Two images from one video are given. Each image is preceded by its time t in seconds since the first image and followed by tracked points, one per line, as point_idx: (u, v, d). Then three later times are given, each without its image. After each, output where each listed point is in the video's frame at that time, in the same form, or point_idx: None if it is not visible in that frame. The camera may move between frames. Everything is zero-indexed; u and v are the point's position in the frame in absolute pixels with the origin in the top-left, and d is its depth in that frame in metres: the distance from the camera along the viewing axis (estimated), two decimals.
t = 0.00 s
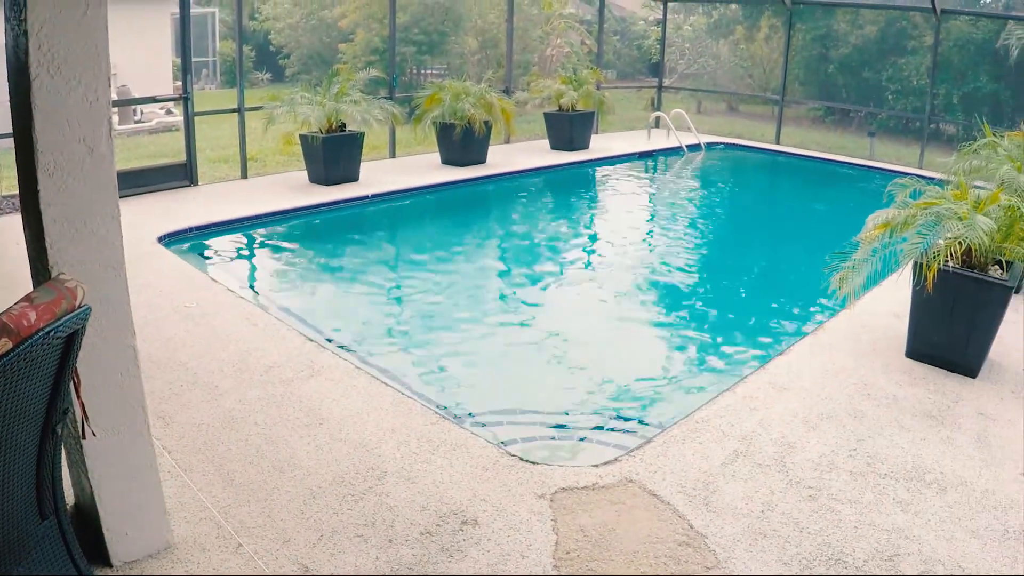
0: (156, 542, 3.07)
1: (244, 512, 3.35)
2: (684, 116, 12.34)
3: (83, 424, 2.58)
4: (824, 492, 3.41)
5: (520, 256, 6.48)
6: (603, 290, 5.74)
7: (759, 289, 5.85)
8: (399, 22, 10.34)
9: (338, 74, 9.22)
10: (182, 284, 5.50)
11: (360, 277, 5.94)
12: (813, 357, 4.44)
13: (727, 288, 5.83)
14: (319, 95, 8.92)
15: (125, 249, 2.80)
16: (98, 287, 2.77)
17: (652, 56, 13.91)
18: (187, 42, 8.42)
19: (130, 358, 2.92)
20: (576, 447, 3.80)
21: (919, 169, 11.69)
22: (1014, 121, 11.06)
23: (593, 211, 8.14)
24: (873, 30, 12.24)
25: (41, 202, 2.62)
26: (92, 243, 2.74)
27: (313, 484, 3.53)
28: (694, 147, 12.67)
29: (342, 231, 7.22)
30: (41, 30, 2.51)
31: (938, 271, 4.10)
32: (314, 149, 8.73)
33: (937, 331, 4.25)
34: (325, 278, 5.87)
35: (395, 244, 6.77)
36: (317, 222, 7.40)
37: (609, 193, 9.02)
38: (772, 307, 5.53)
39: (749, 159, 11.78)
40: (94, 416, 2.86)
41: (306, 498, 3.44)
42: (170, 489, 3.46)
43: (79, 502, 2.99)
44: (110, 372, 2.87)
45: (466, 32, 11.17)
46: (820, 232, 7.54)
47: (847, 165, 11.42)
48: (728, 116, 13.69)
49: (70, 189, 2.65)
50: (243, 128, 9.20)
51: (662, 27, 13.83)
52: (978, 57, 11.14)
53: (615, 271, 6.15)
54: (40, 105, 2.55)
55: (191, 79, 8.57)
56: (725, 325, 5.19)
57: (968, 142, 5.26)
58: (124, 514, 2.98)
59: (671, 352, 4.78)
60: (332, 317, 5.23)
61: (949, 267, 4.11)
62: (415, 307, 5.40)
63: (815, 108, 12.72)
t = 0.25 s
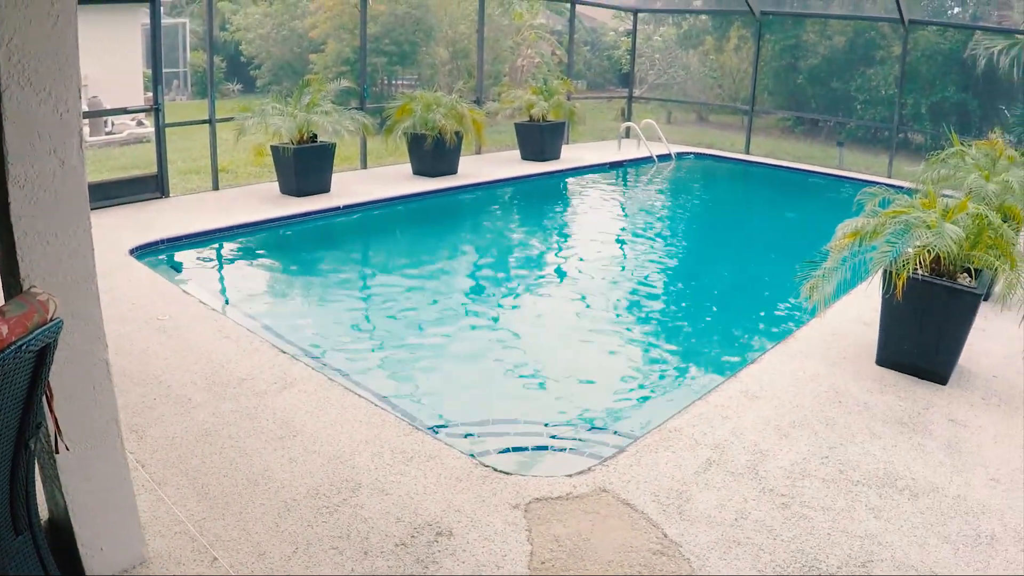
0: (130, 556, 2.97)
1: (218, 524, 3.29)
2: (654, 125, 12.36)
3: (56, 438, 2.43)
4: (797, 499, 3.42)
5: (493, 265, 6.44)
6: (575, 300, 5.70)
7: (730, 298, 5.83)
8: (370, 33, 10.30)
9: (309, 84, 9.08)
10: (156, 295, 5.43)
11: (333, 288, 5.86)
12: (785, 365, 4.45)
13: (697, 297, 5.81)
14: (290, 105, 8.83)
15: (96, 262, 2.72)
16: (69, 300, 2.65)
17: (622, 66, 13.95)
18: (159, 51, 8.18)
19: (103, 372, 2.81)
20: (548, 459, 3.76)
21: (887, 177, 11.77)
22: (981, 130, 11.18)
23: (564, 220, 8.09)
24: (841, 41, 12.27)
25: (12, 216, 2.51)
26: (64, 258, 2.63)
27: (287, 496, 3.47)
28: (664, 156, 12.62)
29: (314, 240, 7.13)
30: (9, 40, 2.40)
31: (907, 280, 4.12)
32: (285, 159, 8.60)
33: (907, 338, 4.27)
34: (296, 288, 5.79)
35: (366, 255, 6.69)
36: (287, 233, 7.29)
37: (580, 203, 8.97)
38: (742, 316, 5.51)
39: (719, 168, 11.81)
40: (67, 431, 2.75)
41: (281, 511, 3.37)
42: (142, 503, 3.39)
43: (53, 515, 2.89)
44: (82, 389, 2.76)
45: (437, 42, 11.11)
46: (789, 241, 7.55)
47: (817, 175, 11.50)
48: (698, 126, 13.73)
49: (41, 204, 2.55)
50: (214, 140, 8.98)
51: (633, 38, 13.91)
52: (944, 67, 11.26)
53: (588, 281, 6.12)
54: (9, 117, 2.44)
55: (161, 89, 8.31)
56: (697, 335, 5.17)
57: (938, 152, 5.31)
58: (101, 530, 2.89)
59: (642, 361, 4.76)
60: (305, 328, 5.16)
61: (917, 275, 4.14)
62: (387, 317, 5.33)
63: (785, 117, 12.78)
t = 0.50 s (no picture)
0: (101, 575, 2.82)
1: (191, 542, 3.17)
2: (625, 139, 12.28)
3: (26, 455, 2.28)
4: (770, 511, 3.40)
5: (466, 278, 6.39)
6: (547, 312, 5.66)
7: (702, 310, 5.82)
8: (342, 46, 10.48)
9: (279, 98, 8.67)
10: (125, 309, 5.31)
11: (304, 301, 5.78)
12: (757, 378, 4.45)
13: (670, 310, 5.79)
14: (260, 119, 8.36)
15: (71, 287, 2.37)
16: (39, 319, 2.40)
17: (592, 81, 13.81)
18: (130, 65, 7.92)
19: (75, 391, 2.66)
20: (519, 473, 3.71)
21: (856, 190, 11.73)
22: (949, 143, 11.26)
23: (536, 233, 8.05)
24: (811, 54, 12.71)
25: None
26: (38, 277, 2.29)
27: (260, 513, 3.37)
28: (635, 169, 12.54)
29: (286, 255, 7.04)
30: None
31: (876, 292, 4.14)
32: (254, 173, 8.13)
33: (878, 350, 4.29)
34: (267, 302, 5.71)
35: (338, 268, 6.62)
36: (260, 247, 7.19)
37: (553, 215, 8.94)
38: (715, 328, 5.49)
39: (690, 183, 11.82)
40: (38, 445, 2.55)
41: (254, 527, 3.27)
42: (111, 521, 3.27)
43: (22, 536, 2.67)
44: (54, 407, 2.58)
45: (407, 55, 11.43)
46: (759, 253, 7.56)
47: (788, 189, 11.57)
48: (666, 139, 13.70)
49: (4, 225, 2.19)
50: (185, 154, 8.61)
51: (603, 52, 13.78)
52: (912, 81, 11.58)
53: (561, 293, 6.08)
54: None
55: (133, 103, 8.02)
56: (670, 347, 5.14)
57: (906, 163, 5.30)
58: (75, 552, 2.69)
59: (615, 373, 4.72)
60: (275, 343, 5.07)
61: (887, 286, 4.16)
62: (360, 332, 5.25)
63: (754, 131, 12.75)
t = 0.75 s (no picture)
0: None
1: (163, 562, 3.06)
2: (596, 157, 12.27)
3: None
4: (744, 527, 3.37)
5: (439, 294, 6.33)
6: (519, 326, 5.62)
7: (673, 324, 5.80)
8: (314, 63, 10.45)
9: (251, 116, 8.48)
10: (94, 328, 5.21)
11: (274, 318, 5.71)
12: (729, 394, 4.43)
13: (642, 324, 5.77)
14: (232, 136, 8.17)
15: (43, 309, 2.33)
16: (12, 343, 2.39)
17: (564, 98, 13.95)
18: (102, 81, 7.85)
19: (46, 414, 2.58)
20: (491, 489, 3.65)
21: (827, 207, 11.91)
22: (919, 159, 11.42)
23: (508, 249, 8.02)
24: (780, 72, 12.55)
25: None
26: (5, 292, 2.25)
27: (234, 533, 3.27)
28: (606, 187, 12.60)
29: (259, 272, 6.94)
30: None
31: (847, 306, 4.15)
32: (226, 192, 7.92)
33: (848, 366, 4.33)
34: (237, 320, 5.63)
35: (310, 285, 6.54)
36: (231, 264, 7.11)
37: (524, 232, 8.91)
38: (687, 342, 5.46)
39: (661, 200, 11.82)
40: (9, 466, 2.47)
41: (227, 547, 3.17)
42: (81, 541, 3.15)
43: None
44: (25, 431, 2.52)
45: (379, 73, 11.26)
46: (729, 269, 7.57)
47: (759, 205, 11.65)
48: (637, 158, 13.61)
49: None
50: (155, 169, 8.35)
51: (574, 69, 13.91)
52: (881, 97, 11.62)
53: (534, 308, 6.04)
54: None
55: (105, 119, 7.93)
56: (642, 360, 5.11)
57: (875, 179, 5.36)
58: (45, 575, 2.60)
59: (587, 386, 4.68)
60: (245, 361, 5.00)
61: (858, 301, 4.18)
62: (331, 348, 5.17)
63: (724, 148, 12.83)
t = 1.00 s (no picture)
0: None
1: None
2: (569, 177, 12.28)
3: None
4: (720, 545, 3.35)
5: (413, 314, 6.30)
6: (493, 347, 5.59)
7: (647, 343, 5.79)
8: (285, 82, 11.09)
9: (223, 135, 8.42)
10: (65, 350, 5.14)
11: (246, 339, 5.64)
12: (703, 413, 4.42)
13: (615, 343, 5.76)
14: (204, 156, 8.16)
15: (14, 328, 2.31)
16: None
17: (536, 118, 13.80)
18: (75, 98, 7.74)
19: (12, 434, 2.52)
20: (463, 511, 3.61)
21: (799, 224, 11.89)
22: (888, 175, 11.61)
23: (481, 269, 7.99)
24: (751, 91, 12.80)
25: None
26: None
27: (205, 556, 3.20)
28: (578, 208, 12.55)
29: (232, 292, 6.88)
30: None
31: (819, 323, 4.16)
32: (197, 211, 7.87)
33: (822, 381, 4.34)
34: (208, 342, 5.56)
35: (284, 305, 6.48)
36: (204, 285, 7.03)
37: (496, 252, 8.89)
38: (661, 362, 5.44)
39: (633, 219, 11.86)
40: None
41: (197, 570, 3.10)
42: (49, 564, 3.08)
43: None
44: None
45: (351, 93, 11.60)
46: (700, 288, 7.58)
47: (731, 223, 11.78)
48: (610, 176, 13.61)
49: None
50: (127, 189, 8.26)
51: (545, 90, 13.80)
52: (850, 116, 11.80)
53: (509, 328, 6.03)
54: None
55: (77, 138, 7.82)
56: (616, 379, 5.09)
57: (847, 197, 5.45)
58: None
59: (561, 407, 4.65)
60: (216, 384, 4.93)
61: (830, 318, 4.20)
62: (305, 370, 5.12)
63: (695, 167, 12.80)
